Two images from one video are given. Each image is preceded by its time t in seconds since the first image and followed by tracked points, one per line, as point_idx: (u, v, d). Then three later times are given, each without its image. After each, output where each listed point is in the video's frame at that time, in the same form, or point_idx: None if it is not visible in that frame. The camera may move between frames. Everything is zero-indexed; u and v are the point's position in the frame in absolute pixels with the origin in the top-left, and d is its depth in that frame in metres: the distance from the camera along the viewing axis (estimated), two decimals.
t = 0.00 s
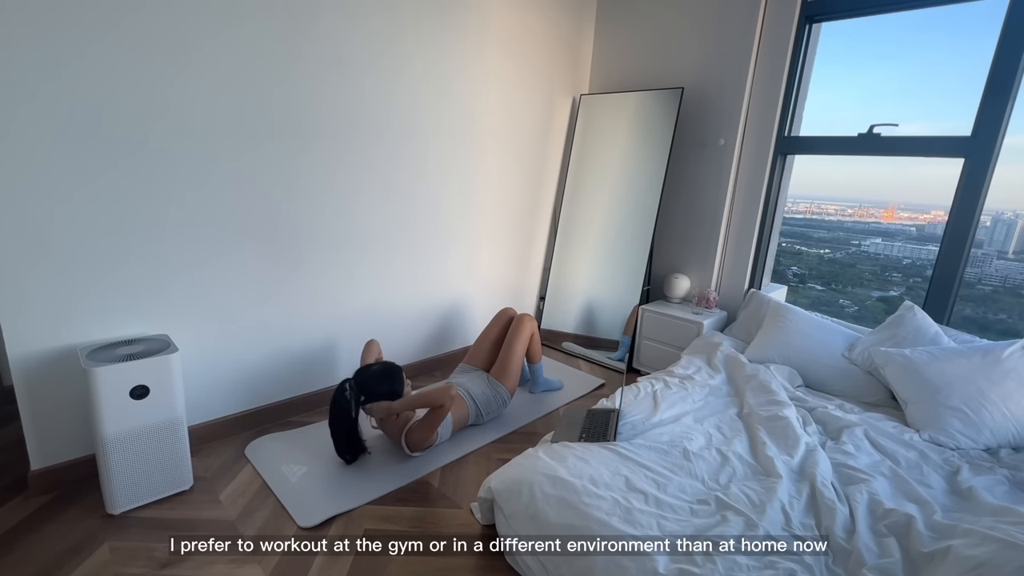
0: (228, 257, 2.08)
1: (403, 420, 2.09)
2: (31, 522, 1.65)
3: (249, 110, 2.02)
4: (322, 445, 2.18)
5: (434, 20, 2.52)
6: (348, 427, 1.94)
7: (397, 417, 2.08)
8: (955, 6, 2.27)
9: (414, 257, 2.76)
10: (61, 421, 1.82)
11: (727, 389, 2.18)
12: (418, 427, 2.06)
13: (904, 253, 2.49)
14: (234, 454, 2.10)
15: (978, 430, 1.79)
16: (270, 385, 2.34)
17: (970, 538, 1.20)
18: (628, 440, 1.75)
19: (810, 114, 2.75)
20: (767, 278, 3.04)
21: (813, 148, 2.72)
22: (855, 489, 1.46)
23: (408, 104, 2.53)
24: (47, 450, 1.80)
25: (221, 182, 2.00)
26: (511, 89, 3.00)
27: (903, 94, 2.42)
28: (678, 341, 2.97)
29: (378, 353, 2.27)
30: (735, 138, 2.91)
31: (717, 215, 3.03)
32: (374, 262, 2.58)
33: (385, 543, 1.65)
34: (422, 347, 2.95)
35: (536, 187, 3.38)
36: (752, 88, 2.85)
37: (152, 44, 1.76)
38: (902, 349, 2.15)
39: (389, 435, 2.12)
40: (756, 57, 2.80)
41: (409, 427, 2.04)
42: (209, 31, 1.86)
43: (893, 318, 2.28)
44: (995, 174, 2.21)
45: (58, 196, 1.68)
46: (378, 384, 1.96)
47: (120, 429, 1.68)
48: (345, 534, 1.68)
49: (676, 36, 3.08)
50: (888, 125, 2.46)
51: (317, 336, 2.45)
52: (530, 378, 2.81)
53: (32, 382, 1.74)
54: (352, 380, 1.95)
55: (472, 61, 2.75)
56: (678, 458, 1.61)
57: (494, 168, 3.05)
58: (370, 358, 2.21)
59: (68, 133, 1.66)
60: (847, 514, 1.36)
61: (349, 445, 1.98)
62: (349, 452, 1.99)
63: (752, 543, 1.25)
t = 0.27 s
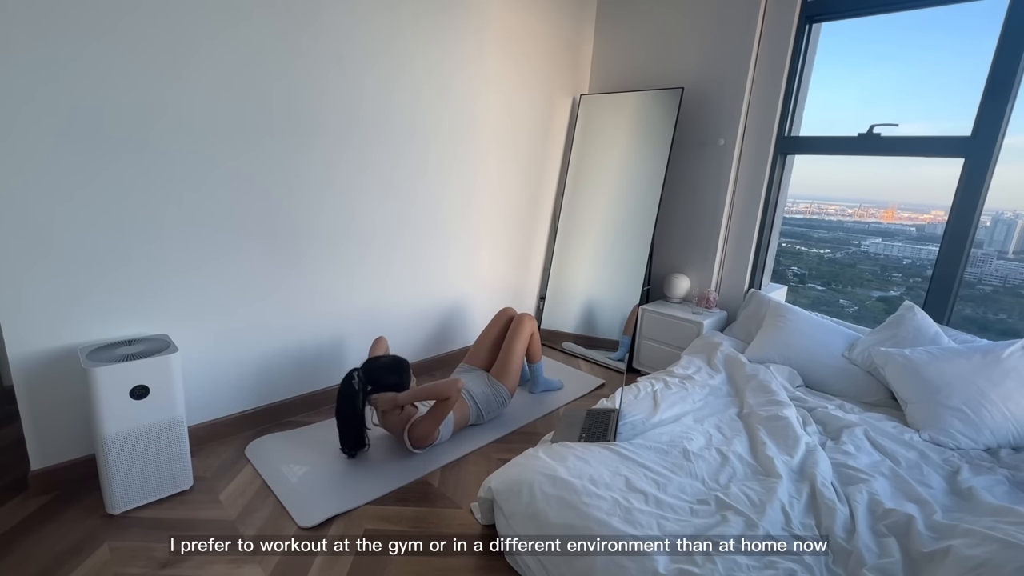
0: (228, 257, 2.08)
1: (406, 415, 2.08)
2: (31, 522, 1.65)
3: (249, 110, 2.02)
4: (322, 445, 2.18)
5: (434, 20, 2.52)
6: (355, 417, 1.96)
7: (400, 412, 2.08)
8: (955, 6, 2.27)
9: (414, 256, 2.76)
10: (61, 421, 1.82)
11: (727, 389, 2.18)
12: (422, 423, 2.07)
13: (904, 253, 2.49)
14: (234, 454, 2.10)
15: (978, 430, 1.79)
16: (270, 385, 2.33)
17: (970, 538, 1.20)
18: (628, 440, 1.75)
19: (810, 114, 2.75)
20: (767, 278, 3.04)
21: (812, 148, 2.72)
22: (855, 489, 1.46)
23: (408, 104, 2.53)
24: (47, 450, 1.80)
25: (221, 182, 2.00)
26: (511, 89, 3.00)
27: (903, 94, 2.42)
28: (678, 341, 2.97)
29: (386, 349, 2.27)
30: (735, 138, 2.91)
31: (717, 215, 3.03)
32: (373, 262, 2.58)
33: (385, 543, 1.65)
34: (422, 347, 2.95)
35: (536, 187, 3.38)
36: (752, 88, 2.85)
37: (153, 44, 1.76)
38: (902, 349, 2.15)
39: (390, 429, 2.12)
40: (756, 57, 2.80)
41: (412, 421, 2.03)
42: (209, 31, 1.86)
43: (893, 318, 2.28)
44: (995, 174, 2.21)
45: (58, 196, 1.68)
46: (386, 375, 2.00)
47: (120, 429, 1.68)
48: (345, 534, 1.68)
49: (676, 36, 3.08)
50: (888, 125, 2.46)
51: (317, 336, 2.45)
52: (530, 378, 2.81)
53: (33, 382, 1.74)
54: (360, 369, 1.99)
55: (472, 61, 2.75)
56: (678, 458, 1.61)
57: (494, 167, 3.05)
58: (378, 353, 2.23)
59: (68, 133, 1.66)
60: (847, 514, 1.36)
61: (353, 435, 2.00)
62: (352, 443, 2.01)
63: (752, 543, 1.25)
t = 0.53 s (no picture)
0: (228, 257, 2.08)
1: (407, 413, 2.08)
2: (32, 522, 1.65)
3: (249, 110, 2.02)
4: (322, 445, 2.18)
5: (434, 20, 2.52)
6: (357, 415, 1.97)
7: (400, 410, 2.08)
8: (955, 7, 2.27)
9: (414, 256, 2.76)
10: (61, 421, 1.82)
11: (727, 389, 2.18)
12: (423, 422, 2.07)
13: (904, 253, 2.49)
14: (234, 454, 2.10)
15: (979, 430, 1.79)
16: (269, 385, 2.33)
17: (970, 538, 1.20)
18: (628, 440, 1.75)
19: (810, 114, 2.75)
20: (767, 278, 3.04)
21: (813, 148, 2.72)
22: (855, 490, 1.46)
23: (408, 104, 2.53)
24: (48, 450, 1.80)
25: (221, 182, 2.00)
26: (511, 89, 3.00)
27: (903, 94, 2.42)
28: (678, 341, 2.97)
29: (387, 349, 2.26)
30: (735, 138, 2.91)
31: (717, 215, 3.03)
32: (373, 262, 2.58)
33: (385, 543, 1.65)
34: (422, 347, 2.95)
35: (536, 187, 3.38)
36: (752, 88, 2.85)
37: (153, 44, 1.76)
38: (902, 349, 2.15)
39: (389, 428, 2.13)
40: (756, 57, 2.80)
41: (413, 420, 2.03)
42: (210, 31, 1.87)
43: (893, 318, 2.28)
44: (995, 175, 2.21)
45: (58, 196, 1.67)
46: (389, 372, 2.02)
47: (121, 429, 1.68)
48: (345, 534, 1.68)
49: (675, 36, 3.08)
50: (888, 125, 2.46)
51: (317, 336, 2.45)
52: (530, 378, 2.81)
53: (33, 382, 1.74)
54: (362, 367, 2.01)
55: (472, 61, 2.75)
56: (678, 458, 1.61)
57: (494, 167, 3.05)
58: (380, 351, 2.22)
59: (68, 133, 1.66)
60: (847, 514, 1.36)
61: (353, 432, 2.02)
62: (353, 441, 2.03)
63: (752, 543, 1.25)
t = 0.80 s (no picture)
0: (228, 257, 2.08)
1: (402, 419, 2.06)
2: (32, 522, 1.65)
3: (249, 110, 2.02)
4: (322, 445, 2.18)
5: (434, 20, 2.52)
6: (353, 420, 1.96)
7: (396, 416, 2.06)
8: (955, 7, 2.27)
9: (414, 256, 2.76)
10: (61, 421, 1.82)
11: (727, 389, 2.18)
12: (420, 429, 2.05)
13: (904, 253, 2.49)
14: (234, 454, 2.10)
15: (979, 430, 1.79)
16: (269, 385, 2.33)
17: (970, 538, 1.20)
18: (628, 440, 1.75)
19: (810, 114, 2.75)
20: (767, 278, 3.04)
21: (813, 148, 2.72)
22: (855, 489, 1.46)
23: (408, 104, 2.53)
24: (48, 450, 1.80)
25: (221, 182, 2.00)
26: (511, 89, 3.00)
27: (903, 94, 2.42)
28: (678, 341, 2.97)
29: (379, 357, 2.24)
30: (735, 138, 2.91)
31: (717, 215, 3.03)
32: (373, 262, 2.58)
33: (385, 543, 1.65)
34: (422, 347, 2.95)
35: (536, 187, 3.38)
36: (751, 88, 2.85)
37: (153, 44, 1.76)
38: (902, 349, 2.15)
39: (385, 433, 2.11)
40: (756, 57, 2.80)
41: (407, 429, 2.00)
42: (210, 31, 1.87)
43: (893, 318, 2.28)
44: (995, 175, 2.21)
45: (58, 196, 1.68)
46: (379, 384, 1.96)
47: (121, 429, 1.68)
48: (345, 534, 1.68)
49: (675, 36, 3.08)
50: (888, 125, 2.46)
51: (317, 336, 2.45)
52: (530, 378, 2.81)
53: (33, 382, 1.74)
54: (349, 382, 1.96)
55: (472, 61, 2.75)
56: (678, 458, 1.61)
57: (494, 167, 3.05)
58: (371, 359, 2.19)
59: (68, 133, 1.66)
60: (847, 514, 1.36)
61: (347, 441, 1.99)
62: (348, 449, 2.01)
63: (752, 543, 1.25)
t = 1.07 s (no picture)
0: (227, 256, 2.08)
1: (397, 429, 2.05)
2: (31, 522, 1.65)
3: (249, 110, 2.02)
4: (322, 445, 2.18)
5: (434, 20, 2.52)
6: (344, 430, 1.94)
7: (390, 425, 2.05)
8: (955, 6, 2.27)
9: (414, 256, 2.76)
10: (61, 421, 1.82)
11: (727, 389, 2.18)
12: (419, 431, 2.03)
13: (904, 253, 2.49)
14: (234, 454, 2.10)
15: (979, 430, 1.79)
16: (270, 385, 2.33)
17: (970, 538, 1.20)
18: (628, 440, 1.75)
19: (810, 114, 2.75)
20: (767, 278, 3.04)
21: (813, 148, 2.72)
22: (855, 490, 1.46)
23: (408, 104, 2.53)
24: (48, 450, 1.80)
25: (220, 182, 2.00)
26: (511, 89, 3.00)
27: (903, 94, 2.42)
28: (678, 341, 2.97)
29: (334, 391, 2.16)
30: (735, 138, 2.91)
31: (717, 215, 3.03)
32: (374, 262, 2.58)
33: (385, 543, 1.65)
34: (422, 347, 2.95)
35: (536, 186, 3.38)
36: (752, 88, 2.86)
37: (153, 44, 1.76)
38: (902, 349, 2.15)
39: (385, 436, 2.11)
40: (756, 57, 2.80)
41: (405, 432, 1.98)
42: (210, 31, 1.87)
43: (893, 318, 2.28)
44: (996, 174, 2.21)
45: (58, 196, 1.68)
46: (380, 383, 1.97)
47: (121, 429, 1.68)
48: (345, 534, 1.68)
49: (675, 36, 3.09)
50: (888, 125, 2.46)
51: (317, 336, 2.45)
52: (530, 378, 2.81)
53: (33, 382, 1.74)
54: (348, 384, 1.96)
55: (472, 61, 2.75)
56: (678, 458, 1.61)
57: (494, 167, 3.05)
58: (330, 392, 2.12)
59: (68, 133, 1.66)
60: (847, 514, 1.36)
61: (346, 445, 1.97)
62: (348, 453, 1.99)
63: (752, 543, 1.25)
